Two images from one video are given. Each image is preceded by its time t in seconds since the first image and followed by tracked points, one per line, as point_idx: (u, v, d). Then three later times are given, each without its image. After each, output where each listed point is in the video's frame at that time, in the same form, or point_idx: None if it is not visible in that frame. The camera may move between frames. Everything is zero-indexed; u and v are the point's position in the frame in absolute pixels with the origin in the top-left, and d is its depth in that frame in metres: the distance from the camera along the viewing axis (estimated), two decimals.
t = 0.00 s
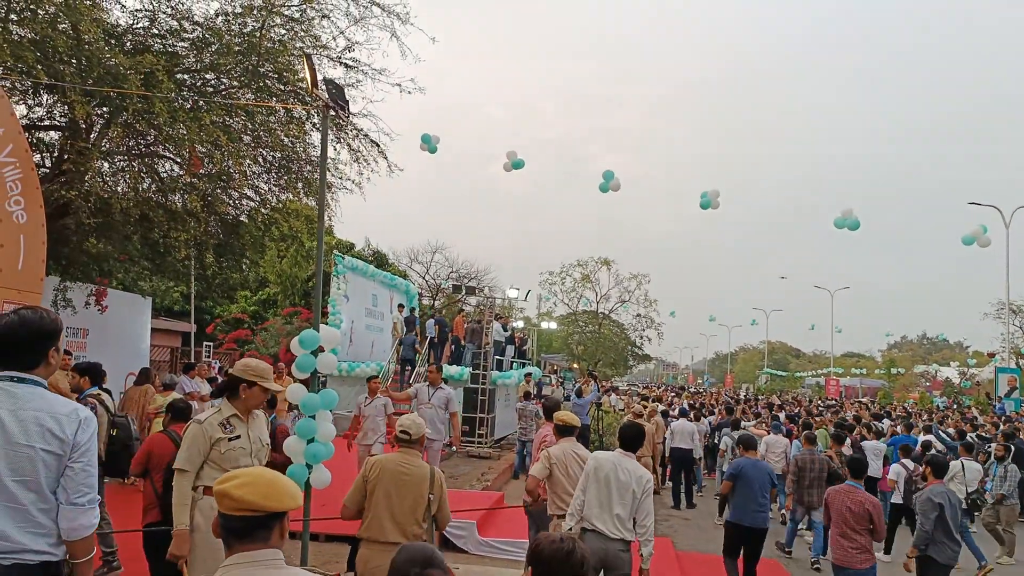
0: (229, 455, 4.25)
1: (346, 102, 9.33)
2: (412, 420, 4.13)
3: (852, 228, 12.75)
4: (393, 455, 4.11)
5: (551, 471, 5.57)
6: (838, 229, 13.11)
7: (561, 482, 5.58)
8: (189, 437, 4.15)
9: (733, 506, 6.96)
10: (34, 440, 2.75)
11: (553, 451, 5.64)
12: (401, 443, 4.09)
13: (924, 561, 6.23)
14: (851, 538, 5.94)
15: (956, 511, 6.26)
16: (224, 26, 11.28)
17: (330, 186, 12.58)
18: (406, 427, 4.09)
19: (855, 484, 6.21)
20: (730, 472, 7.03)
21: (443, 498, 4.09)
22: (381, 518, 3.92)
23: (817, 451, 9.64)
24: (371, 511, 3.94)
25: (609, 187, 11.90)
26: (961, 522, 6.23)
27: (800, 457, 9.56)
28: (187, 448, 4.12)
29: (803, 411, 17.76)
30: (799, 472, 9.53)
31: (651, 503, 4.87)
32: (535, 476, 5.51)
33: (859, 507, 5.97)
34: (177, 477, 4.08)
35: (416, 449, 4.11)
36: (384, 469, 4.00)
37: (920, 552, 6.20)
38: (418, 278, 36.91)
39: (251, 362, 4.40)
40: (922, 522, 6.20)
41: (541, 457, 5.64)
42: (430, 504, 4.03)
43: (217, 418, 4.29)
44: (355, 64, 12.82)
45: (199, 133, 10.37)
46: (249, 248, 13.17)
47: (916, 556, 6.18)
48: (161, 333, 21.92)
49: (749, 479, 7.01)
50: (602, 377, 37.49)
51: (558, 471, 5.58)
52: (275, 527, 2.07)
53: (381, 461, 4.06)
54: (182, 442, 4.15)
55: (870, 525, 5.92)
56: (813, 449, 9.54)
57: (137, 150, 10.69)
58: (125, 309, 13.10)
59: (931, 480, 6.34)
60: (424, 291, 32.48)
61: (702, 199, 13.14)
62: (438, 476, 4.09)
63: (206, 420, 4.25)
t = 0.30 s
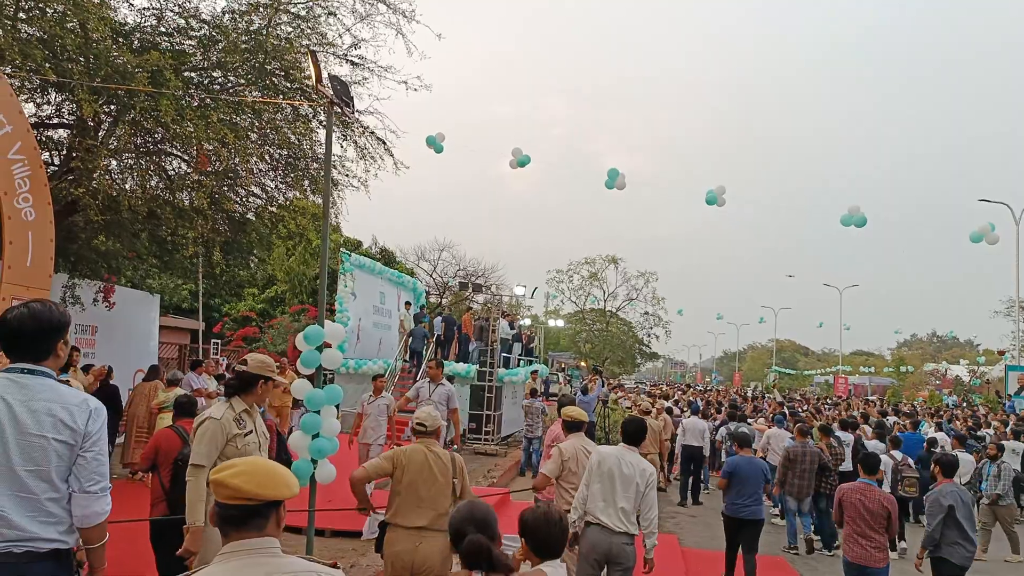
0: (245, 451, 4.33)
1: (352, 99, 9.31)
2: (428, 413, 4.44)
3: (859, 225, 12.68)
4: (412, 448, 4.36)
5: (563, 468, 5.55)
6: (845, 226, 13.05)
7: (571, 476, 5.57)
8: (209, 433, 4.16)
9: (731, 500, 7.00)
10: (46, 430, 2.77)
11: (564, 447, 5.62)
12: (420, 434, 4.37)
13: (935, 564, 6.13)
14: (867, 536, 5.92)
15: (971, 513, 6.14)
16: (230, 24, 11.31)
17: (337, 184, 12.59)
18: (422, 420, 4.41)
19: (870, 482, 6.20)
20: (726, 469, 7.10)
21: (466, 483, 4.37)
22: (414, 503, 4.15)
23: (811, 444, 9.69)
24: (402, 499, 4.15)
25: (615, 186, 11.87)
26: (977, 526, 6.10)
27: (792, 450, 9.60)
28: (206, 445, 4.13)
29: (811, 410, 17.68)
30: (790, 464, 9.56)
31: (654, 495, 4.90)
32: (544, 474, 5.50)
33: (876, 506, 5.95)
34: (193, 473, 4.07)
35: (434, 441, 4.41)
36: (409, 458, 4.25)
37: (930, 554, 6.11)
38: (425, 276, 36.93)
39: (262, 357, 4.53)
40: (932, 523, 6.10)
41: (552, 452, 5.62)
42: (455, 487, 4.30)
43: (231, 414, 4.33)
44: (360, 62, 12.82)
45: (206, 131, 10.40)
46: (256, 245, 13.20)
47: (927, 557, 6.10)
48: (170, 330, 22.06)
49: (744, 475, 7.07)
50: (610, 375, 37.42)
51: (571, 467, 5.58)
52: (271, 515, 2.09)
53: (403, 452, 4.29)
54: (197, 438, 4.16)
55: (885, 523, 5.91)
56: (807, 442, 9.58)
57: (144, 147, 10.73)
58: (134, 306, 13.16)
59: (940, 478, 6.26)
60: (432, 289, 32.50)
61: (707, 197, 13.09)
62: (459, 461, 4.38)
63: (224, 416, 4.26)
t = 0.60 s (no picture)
0: (260, 443, 4.37)
1: (354, 95, 9.30)
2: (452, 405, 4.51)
3: (863, 223, 12.62)
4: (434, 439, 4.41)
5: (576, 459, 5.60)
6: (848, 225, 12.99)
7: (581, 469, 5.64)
8: (228, 426, 4.20)
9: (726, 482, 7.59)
10: (58, 428, 2.78)
11: (578, 439, 5.65)
12: (444, 426, 4.43)
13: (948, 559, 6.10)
14: (869, 531, 5.89)
15: (982, 507, 6.09)
16: (233, 21, 11.31)
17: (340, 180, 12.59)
18: (446, 412, 4.45)
19: (871, 474, 6.16)
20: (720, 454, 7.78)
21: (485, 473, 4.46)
22: (437, 495, 4.22)
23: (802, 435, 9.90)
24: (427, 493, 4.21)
25: (617, 187, 11.83)
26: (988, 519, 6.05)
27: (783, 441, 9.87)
28: (226, 438, 4.18)
29: (817, 405, 17.63)
30: (782, 453, 9.81)
31: (652, 486, 4.88)
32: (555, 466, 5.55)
33: (877, 499, 5.94)
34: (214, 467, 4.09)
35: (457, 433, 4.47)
36: (434, 450, 4.30)
37: (942, 551, 6.08)
38: (429, 273, 36.95)
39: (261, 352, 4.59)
40: (941, 519, 6.05)
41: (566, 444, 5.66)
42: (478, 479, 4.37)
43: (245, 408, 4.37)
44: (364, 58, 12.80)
45: (210, 128, 10.40)
46: (260, 242, 13.21)
47: (939, 554, 6.07)
48: (176, 327, 22.13)
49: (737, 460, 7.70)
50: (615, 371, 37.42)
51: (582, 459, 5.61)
52: (268, 505, 2.09)
53: (427, 445, 4.33)
54: (215, 431, 4.18)
55: (887, 516, 5.88)
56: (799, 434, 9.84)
57: (147, 144, 10.74)
58: (139, 303, 13.21)
59: (952, 474, 6.22)
60: (437, 286, 32.52)
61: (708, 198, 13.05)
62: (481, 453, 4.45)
63: (240, 410, 4.30)
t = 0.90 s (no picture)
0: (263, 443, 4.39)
1: (354, 93, 9.28)
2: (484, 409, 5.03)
3: (864, 222, 12.61)
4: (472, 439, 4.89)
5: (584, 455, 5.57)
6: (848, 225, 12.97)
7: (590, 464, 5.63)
8: (232, 426, 4.21)
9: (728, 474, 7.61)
10: (66, 426, 2.78)
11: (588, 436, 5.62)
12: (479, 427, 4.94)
13: (958, 555, 6.10)
14: (872, 527, 5.90)
15: (997, 505, 6.07)
16: (233, 19, 11.31)
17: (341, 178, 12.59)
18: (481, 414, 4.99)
19: (872, 470, 6.16)
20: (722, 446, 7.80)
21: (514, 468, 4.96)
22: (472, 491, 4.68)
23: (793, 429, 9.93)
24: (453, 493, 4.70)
25: (617, 187, 11.83)
26: (1000, 517, 6.05)
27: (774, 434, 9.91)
28: (231, 437, 4.19)
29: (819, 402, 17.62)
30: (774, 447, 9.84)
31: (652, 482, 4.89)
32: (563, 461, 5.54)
33: (879, 493, 5.93)
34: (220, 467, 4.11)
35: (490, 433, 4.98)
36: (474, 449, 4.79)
37: (952, 548, 6.07)
38: (431, 270, 36.95)
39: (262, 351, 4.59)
40: (953, 517, 6.04)
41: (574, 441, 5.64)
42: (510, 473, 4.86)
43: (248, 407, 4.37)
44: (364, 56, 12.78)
45: (211, 126, 10.40)
46: (262, 241, 13.22)
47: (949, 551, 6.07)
48: (179, 326, 22.16)
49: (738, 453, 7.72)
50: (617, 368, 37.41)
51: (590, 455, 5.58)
52: (268, 501, 2.09)
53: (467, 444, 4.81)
54: (219, 430, 4.19)
55: (890, 512, 5.88)
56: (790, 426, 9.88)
57: (148, 143, 10.74)
58: (141, 302, 13.23)
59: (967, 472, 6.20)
60: (438, 284, 32.51)
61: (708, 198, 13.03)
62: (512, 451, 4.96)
63: (244, 410, 4.31)
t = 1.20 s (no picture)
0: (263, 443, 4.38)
1: (353, 91, 9.26)
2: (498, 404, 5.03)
3: (867, 214, 12.59)
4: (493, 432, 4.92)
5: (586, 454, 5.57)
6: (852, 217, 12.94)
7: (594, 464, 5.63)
8: (231, 428, 4.20)
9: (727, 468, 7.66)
10: (58, 423, 2.77)
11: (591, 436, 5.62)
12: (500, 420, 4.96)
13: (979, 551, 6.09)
14: (883, 524, 5.88)
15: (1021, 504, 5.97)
16: (232, 17, 11.29)
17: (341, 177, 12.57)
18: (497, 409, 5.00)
19: (882, 467, 6.15)
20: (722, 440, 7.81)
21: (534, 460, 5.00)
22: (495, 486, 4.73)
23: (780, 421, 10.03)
24: (477, 488, 4.74)
25: (618, 180, 11.81)
26: None
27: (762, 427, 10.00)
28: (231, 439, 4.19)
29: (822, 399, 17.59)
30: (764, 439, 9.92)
31: (653, 478, 4.91)
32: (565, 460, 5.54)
33: (889, 491, 5.92)
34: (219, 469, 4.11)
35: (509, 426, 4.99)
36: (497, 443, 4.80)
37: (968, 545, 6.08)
38: (432, 269, 36.94)
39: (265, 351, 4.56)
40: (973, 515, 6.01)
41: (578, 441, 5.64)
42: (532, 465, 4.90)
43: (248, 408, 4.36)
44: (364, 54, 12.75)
45: (210, 124, 10.39)
46: (263, 240, 13.21)
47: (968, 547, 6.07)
48: (180, 325, 22.16)
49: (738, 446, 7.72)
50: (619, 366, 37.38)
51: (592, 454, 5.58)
52: (266, 497, 2.08)
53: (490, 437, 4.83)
54: (219, 432, 4.19)
55: (899, 509, 5.86)
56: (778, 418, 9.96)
57: (148, 141, 10.72)
58: (141, 301, 13.23)
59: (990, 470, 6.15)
60: (439, 282, 32.48)
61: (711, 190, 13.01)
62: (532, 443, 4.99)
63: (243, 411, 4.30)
